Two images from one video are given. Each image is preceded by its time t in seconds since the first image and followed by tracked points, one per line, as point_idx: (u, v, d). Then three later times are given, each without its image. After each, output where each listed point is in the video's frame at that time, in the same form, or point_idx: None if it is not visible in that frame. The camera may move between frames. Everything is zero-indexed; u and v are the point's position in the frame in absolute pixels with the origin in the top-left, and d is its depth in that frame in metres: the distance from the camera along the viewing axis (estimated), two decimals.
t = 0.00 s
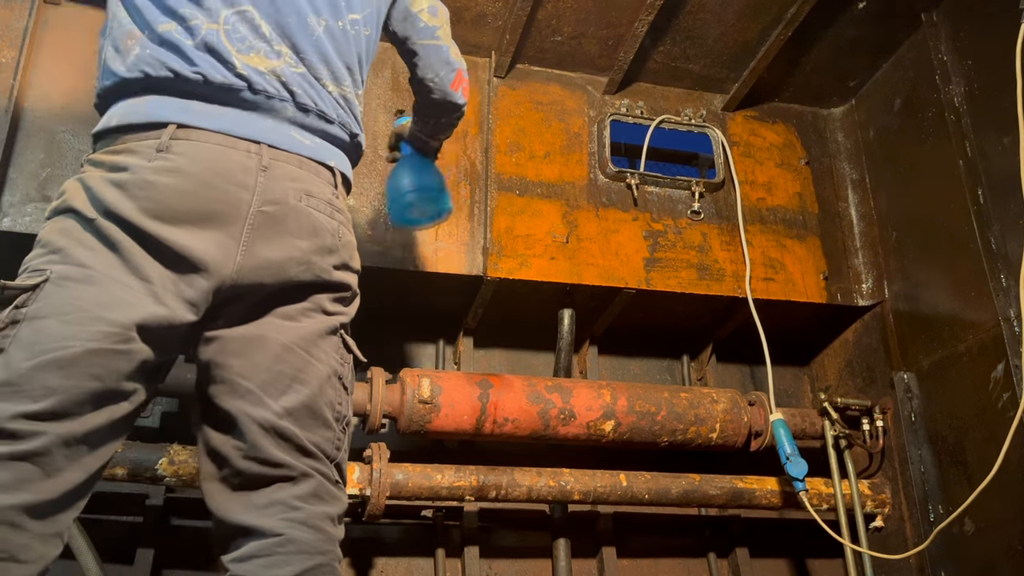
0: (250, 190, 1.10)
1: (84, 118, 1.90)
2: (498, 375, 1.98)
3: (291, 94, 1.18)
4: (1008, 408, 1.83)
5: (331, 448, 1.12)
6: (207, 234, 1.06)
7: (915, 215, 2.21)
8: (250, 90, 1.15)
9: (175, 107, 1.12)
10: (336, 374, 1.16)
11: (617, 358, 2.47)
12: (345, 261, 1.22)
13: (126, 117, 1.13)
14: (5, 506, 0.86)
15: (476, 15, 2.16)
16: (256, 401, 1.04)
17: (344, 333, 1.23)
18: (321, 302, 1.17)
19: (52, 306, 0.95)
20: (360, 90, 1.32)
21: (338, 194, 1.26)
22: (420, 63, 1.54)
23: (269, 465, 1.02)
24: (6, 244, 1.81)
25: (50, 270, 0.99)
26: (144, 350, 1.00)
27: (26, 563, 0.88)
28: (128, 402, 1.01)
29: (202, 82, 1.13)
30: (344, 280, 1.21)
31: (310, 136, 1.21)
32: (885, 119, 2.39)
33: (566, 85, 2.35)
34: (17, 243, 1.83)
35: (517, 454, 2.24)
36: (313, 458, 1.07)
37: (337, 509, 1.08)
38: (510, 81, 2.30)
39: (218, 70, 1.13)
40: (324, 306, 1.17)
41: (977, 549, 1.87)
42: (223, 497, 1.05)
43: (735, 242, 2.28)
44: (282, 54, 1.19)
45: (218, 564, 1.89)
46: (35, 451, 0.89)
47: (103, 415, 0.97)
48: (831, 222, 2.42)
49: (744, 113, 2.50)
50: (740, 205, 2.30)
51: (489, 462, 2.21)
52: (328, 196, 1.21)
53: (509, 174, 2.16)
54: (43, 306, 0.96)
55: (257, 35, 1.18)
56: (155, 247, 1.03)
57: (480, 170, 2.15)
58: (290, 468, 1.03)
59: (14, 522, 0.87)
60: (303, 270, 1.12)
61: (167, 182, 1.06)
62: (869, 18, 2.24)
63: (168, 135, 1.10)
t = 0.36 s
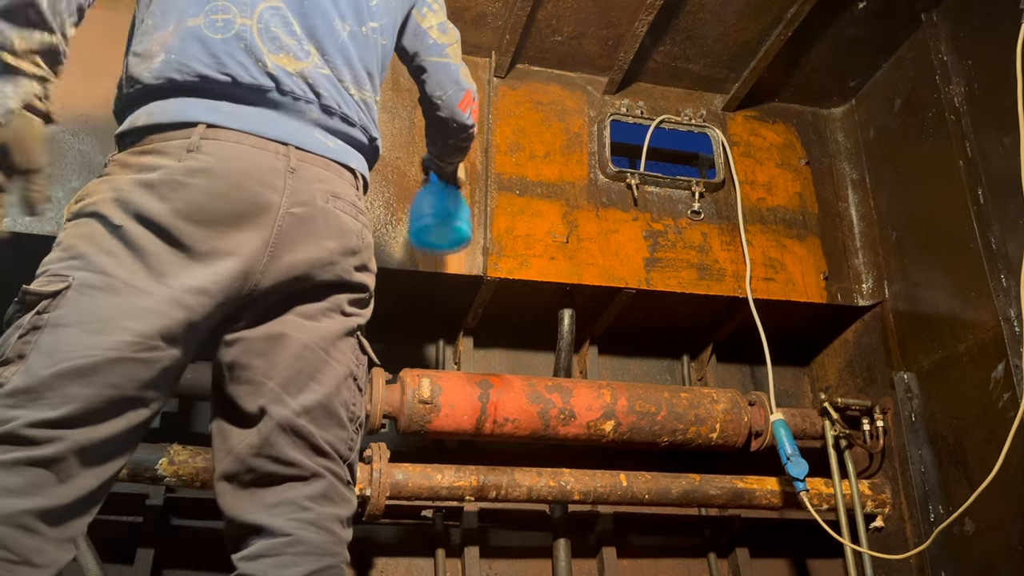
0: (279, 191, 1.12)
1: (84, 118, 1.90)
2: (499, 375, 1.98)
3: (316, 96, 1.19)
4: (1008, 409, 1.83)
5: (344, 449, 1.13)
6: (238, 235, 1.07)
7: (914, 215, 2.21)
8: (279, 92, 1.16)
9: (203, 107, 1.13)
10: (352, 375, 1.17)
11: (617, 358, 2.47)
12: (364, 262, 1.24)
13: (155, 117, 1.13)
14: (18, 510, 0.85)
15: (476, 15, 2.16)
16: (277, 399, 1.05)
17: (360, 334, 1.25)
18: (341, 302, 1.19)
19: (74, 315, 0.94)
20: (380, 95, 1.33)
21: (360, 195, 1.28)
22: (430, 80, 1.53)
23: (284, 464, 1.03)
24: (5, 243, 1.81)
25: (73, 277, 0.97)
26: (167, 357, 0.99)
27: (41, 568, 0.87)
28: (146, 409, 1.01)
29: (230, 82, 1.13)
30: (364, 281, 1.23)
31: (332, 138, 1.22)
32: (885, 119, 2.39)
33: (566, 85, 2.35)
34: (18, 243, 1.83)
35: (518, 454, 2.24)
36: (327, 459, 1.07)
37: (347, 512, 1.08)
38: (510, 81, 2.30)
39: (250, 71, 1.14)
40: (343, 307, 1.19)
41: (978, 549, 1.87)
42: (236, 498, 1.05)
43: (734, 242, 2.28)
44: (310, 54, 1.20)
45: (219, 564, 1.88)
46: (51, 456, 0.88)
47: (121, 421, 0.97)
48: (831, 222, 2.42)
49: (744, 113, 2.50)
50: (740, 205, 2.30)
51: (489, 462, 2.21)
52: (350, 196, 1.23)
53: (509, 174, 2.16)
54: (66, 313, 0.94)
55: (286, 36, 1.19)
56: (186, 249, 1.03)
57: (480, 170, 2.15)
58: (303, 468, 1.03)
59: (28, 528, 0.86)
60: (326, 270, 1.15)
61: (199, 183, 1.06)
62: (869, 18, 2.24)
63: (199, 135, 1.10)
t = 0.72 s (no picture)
0: (279, 183, 1.12)
1: (84, 118, 1.90)
2: (499, 375, 1.98)
3: (316, 88, 1.20)
4: (1008, 408, 1.83)
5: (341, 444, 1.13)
6: (237, 227, 1.07)
7: (915, 215, 2.21)
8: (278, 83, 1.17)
9: (203, 97, 1.13)
10: (350, 371, 1.17)
11: (617, 358, 2.47)
12: (362, 256, 1.25)
13: (153, 108, 1.13)
14: (18, 511, 0.85)
15: (476, 14, 2.15)
16: (277, 394, 1.05)
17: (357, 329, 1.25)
18: (340, 295, 1.19)
19: (73, 313, 0.94)
20: (377, 91, 1.35)
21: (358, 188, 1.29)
22: (424, 83, 1.53)
23: (282, 460, 1.03)
24: (4, 243, 1.81)
25: (72, 274, 0.98)
26: (169, 352, 0.99)
27: (42, 569, 0.87)
28: (148, 405, 0.99)
29: (230, 71, 1.14)
30: (362, 275, 1.23)
31: (331, 131, 1.23)
32: (885, 119, 2.39)
33: (566, 85, 2.35)
34: (17, 243, 1.82)
35: (518, 454, 2.24)
36: (325, 455, 1.08)
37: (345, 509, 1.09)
38: (510, 81, 2.30)
39: (250, 60, 1.15)
40: (341, 301, 1.19)
41: (978, 549, 1.87)
42: (234, 495, 1.05)
43: (735, 242, 2.28)
44: (311, 46, 1.22)
45: (218, 564, 1.88)
46: (51, 456, 0.88)
47: (122, 419, 0.95)
48: (831, 222, 2.42)
49: (744, 113, 2.50)
50: (740, 205, 2.30)
51: (489, 462, 2.20)
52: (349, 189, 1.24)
53: (509, 174, 2.16)
54: (66, 311, 0.94)
55: (287, 27, 1.20)
56: (185, 241, 1.03)
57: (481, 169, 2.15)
58: (301, 464, 1.04)
59: (29, 529, 0.87)
60: (326, 262, 1.15)
61: (198, 175, 1.06)
62: (869, 18, 2.24)
63: (198, 126, 1.11)
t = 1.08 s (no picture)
0: (250, 169, 1.11)
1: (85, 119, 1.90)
2: (499, 375, 1.98)
3: (290, 73, 1.19)
4: (1008, 408, 1.83)
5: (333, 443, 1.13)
6: (207, 211, 1.05)
7: (915, 215, 2.21)
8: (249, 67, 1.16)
9: (172, 83, 1.13)
10: (337, 369, 1.16)
11: (617, 358, 2.47)
12: (344, 247, 1.23)
13: (124, 97, 1.14)
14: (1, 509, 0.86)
15: (476, 14, 2.16)
16: (260, 398, 1.05)
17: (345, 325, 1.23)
18: (322, 288, 1.17)
19: (49, 302, 0.93)
20: (358, 78, 1.34)
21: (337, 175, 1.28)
22: (405, 77, 1.54)
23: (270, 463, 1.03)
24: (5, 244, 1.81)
25: (46, 264, 0.96)
26: (144, 343, 0.98)
27: (28, 568, 0.88)
28: (126, 398, 0.99)
29: (200, 56, 1.14)
30: (345, 266, 1.22)
31: (309, 117, 1.22)
32: (885, 119, 2.39)
33: (566, 85, 2.35)
34: (17, 244, 1.83)
35: (518, 454, 2.24)
36: (314, 454, 1.08)
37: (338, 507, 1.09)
38: (510, 81, 2.30)
39: (220, 45, 1.14)
40: (326, 296, 1.18)
41: (978, 549, 1.87)
42: (226, 500, 1.06)
43: (735, 242, 2.28)
44: (285, 31, 1.21)
45: (219, 564, 1.88)
46: (30, 451, 0.87)
47: (101, 411, 0.95)
48: (831, 222, 2.42)
49: (744, 113, 2.50)
50: (740, 205, 2.30)
51: (489, 462, 2.21)
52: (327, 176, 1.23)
53: (509, 174, 2.16)
54: (39, 301, 0.93)
55: (259, 12, 1.19)
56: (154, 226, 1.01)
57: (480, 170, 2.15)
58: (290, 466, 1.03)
59: (12, 527, 0.87)
60: (303, 253, 1.14)
61: (168, 160, 1.06)
62: (869, 18, 2.24)
63: (167, 112, 1.10)
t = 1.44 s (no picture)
0: (227, 152, 1.10)
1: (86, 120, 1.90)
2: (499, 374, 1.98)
3: (272, 55, 1.18)
4: (1008, 408, 1.83)
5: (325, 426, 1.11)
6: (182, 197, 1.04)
7: (915, 215, 2.21)
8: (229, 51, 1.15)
9: (150, 71, 1.13)
10: (327, 349, 1.14)
11: (617, 358, 2.47)
12: (330, 227, 1.21)
13: (103, 85, 1.13)
14: None
15: (476, 14, 2.16)
16: (246, 378, 1.03)
17: (338, 306, 1.23)
18: (308, 268, 1.16)
19: (23, 301, 0.94)
20: (347, 64, 1.33)
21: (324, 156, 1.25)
22: (381, 69, 1.53)
23: (258, 447, 1.01)
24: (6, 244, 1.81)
25: (20, 264, 0.97)
26: (120, 334, 0.97)
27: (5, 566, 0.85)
28: (110, 394, 0.97)
29: (177, 41, 1.14)
30: (332, 245, 1.20)
31: (292, 100, 1.21)
32: (885, 119, 2.39)
33: (566, 85, 2.35)
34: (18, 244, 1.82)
35: (518, 454, 2.24)
36: (305, 438, 1.06)
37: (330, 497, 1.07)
38: (510, 80, 2.30)
39: (199, 29, 1.14)
40: (312, 277, 1.16)
41: (978, 549, 1.87)
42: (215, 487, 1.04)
43: (735, 242, 2.28)
44: (268, 14, 1.20)
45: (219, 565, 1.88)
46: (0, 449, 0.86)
47: (79, 407, 0.93)
48: (831, 222, 2.42)
49: (744, 113, 2.50)
50: (740, 205, 2.30)
51: (489, 462, 2.20)
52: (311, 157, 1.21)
53: (509, 174, 2.16)
54: (13, 300, 0.94)
55: None
56: (127, 212, 1.01)
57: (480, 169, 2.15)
58: (279, 452, 1.02)
59: None
60: (286, 232, 1.12)
61: (142, 148, 1.05)
62: (869, 18, 2.24)
63: (142, 101, 1.10)
